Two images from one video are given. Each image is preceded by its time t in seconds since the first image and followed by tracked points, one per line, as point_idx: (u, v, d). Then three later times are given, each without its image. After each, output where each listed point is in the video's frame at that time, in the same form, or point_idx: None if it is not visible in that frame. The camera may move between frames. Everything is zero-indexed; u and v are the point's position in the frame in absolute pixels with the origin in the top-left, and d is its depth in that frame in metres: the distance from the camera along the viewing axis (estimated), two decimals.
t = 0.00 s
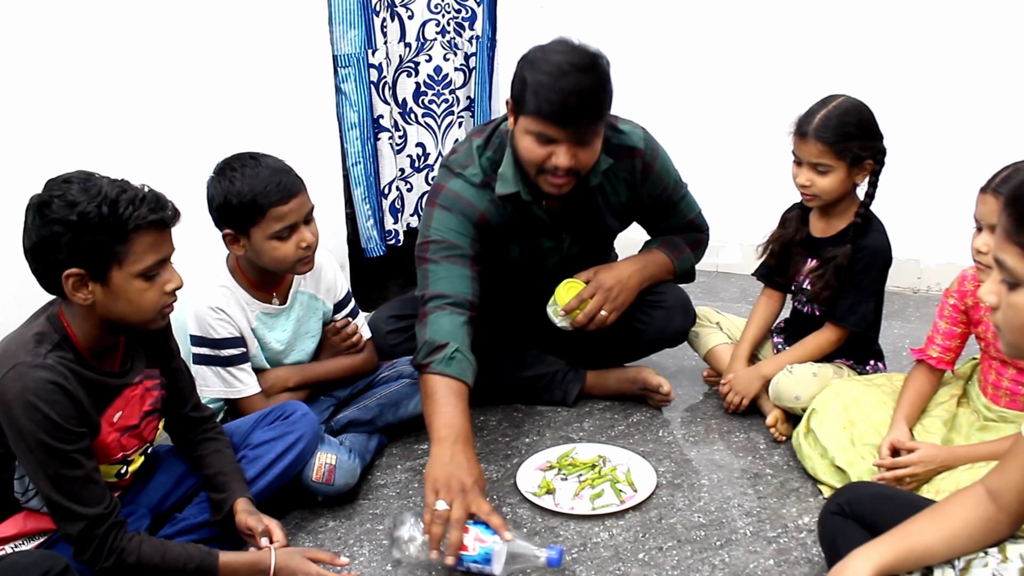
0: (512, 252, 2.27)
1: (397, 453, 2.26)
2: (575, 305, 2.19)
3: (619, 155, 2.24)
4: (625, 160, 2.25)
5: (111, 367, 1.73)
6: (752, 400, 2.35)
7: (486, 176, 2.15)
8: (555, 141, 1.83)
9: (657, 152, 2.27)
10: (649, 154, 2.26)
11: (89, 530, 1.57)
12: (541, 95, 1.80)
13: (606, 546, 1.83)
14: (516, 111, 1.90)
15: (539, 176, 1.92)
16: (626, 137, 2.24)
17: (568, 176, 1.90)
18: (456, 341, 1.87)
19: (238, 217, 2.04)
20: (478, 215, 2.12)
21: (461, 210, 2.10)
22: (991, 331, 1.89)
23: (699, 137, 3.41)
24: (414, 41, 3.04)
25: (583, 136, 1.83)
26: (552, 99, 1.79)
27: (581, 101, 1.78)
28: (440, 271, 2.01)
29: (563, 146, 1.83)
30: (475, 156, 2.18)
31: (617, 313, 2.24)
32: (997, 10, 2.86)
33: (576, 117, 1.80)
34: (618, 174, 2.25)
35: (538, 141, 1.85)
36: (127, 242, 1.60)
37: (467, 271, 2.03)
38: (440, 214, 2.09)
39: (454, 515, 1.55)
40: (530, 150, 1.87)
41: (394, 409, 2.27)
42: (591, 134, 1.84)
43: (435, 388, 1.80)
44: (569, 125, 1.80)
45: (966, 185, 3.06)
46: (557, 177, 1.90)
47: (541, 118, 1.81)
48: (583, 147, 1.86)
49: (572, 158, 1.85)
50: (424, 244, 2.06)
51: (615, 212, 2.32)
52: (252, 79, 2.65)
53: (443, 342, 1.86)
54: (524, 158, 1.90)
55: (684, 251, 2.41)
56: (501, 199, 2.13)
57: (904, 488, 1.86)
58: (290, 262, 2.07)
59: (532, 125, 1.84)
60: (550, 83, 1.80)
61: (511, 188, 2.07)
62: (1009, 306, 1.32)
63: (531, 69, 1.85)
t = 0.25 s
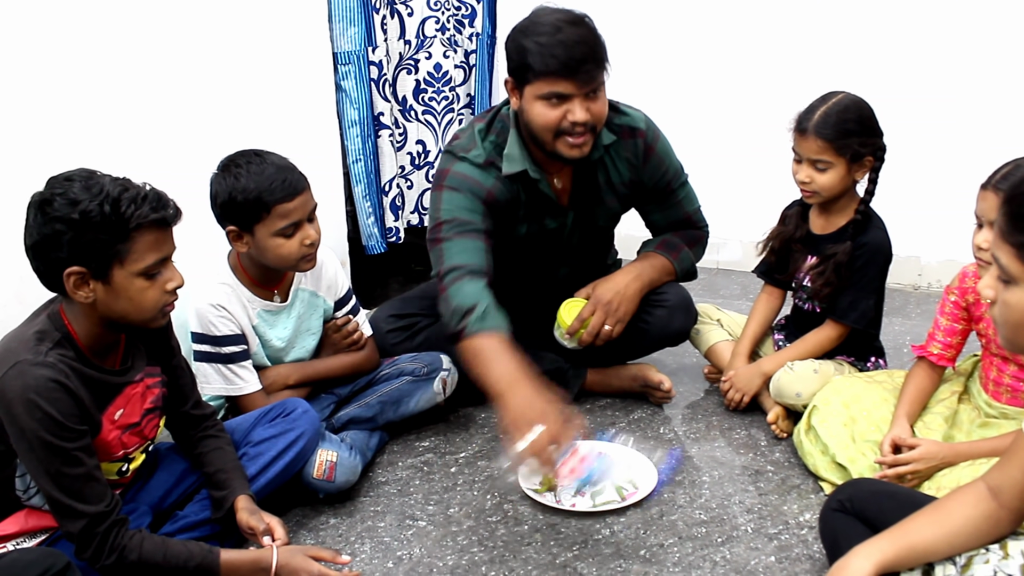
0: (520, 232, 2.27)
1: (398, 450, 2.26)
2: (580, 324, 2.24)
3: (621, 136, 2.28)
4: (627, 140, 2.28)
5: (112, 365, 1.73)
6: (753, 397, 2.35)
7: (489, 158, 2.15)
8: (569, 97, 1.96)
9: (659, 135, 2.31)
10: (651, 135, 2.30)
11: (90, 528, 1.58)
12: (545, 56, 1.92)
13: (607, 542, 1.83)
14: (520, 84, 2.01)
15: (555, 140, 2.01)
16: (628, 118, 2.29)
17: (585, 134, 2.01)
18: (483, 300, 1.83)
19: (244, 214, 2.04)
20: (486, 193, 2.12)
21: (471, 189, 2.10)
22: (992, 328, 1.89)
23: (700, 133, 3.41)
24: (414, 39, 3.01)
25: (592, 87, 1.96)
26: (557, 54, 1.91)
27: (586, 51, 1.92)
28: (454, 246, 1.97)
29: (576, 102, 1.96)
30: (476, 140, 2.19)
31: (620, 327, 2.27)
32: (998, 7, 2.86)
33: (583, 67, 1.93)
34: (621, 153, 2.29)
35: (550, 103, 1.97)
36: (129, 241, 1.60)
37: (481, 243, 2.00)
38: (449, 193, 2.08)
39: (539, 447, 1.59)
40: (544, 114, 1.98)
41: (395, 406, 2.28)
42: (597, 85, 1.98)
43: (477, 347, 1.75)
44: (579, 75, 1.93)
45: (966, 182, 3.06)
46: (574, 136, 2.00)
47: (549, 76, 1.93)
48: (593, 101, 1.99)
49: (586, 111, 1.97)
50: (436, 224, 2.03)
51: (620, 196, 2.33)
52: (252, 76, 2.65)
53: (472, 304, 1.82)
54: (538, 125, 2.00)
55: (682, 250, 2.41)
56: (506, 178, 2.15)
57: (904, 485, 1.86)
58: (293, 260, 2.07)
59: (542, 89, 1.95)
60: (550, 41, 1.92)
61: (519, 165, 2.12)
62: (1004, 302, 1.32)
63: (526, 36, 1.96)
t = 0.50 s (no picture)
0: (516, 217, 2.34)
1: (395, 449, 2.26)
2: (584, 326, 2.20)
3: (615, 128, 2.31)
4: (621, 132, 2.31)
5: (109, 364, 1.72)
6: (750, 396, 2.35)
7: (487, 141, 2.22)
8: (561, 86, 1.99)
9: (652, 129, 2.33)
10: (644, 128, 2.32)
11: (87, 526, 1.57)
12: (538, 45, 1.96)
13: (605, 541, 1.83)
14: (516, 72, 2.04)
15: (548, 128, 2.06)
16: (621, 111, 2.32)
17: (579, 122, 2.05)
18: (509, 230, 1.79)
19: (244, 211, 2.04)
20: (489, 167, 2.19)
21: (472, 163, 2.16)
22: (989, 326, 1.89)
23: (697, 131, 3.41)
24: (412, 37, 3.03)
25: (585, 76, 2.00)
26: (550, 43, 1.95)
27: (579, 40, 1.95)
28: (465, 206, 1.97)
29: (570, 90, 2.00)
30: (471, 125, 2.25)
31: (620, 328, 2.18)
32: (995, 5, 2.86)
33: (576, 56, 1.96)
34: (615, 145, 2.31)
35: (543, 91, 2.00)
36: (124, 239, 1.59)
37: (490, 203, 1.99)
38: (450, 167, 2.12)
39: (638, 289, 1.50)
40: (537, 103, 2.01)
41: (392, 405, 2.28)
42: (591, 74, 2.01)
43: (523, 260, 1.68)
44: (570, 65, 1.97)
45: (964, 181, 3.06)
46: (567, 124, 2.04)
47: (543, 65, 1.97)
48: (587, 89, 2.03)
49: (579, 100, 2.01)
50: (442, 193, 2.05)
51: (614, 188, 2.37)
52: (249, 74, 2.65)
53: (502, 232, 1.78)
54: (531, 114, 2.04)
55: (678, 246, 2.33)
56: (503, 164, 2.22)
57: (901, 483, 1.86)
58: (293, 256, 2.07)
59: (536, 77, 1.99)
60: (543, 30, 1.96)
61: (516, 153, 2.17)
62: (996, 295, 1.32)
63: (520, 24, 2.00)
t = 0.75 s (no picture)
0: (518, 213, 2.32)
1: (400, 449, 2.27)
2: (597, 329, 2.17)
3: (620, 126, 2.31)
4: (626, 131, 2.31)
5: (115, 363, 1.73)
6: (755, 397, 2.35)
7: (490, 137, 2.23)
8: (563, 81, 2.00)
9: (658, 128, 2.33)
10: (649, 127, 2.32)
11: (93, 526, 1.58)
12: (540, 39, 1.96)
13: (610, 542, 1.83)
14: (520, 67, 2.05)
15: (551, 124, 2.06)
16: (627, 110, 2.32)
17: (581, 118, 2.06)
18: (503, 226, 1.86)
19: (247, 211, 2.04)
20: (490, 162, 2.20)
21: (474, 158, 2.18)
22: (995, 327, 1.89)
23: (702, 133, 3.41)
24: (417, 38, 3.02)
25: (587, 71, 2.00)
26: (552, 37, 1.95)
27: (580, 35, 1.95)
28: (464, 202, 2.02)
29: (572, 85, 2.00)
30: (476, 120, 2.26)
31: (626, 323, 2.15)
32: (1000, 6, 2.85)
33: (578, 50, 1.96)
34: (620, 143, 2.31)
35: (546, 86, 2.01)
36: (126, 237, 1.60)
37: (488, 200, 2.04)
38: (452, 162, 2.15)
39: (621, 292, 1.54)
40: (539, 97, 2.02)
41: (397, 405, 2.28)
42: (593, 69, 2.01)
43: (514, 257, 1.75)
44: (572, 59, 1.97)
45: (969, 181, 3.06)
46: (570, 119, 2.05)
47: (545, 59, 1.98)
48: (590, 85, 2.03)
49: (581, 95, 2.02)
50: (443, 190, 2.09)
51: (618, 186, 2.36)
52: (254, 76, 2.66)
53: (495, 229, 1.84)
54: (534, 109, 2.05)
55: (682, 249, 2.34)
56: (506, 159, 2.23)
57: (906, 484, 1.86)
58: (298, 254, 2.08)
59: (539, 71, 2.00)
60: (546, 25, 1.96)
61: (518, 148, 2.19)
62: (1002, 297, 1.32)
63: (524, 20, 2.01)
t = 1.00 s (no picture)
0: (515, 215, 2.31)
1: (402, 448, 2.27)
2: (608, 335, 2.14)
3: (621, 124, 2.31)
4: (626, 129, 2.31)
5: (118, 363, 1.73)
6: (758, 395, 2.35)
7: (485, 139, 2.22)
8: (562, 79, 1.99)
9: (658, 125, 2.34)
10: (650, 125, 2.33)
11: (97, 526, 1.58)
12: (537, 37, 1.96)
13: (612, 540, 1.83)
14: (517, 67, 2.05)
15: (549, 122, 2.06)
16: (627, 107, 2.33)
17: (580, 115, 2.05)
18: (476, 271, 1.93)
19: (247, 209, 2.05)
20: (478, 175, 2.19)
21: (459, 172, 2.18)
22: (998, 323, 1.89)
23: (704, 130, 3.41)
24: (419, 36, 2.99)
25: (584, 68, 2.00)
26: (548, 36, 1.95)
27: (577, 31, 1.95)
28: (449, 232, 2.07)
29: (570, 83, 2.00)
30: (472, 122, 2.26)
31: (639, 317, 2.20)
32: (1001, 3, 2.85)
33: (575, 48, 1.96)
34: (620, 141, 2.31)
35: (544, 84, 2.01)
36: (123, 236, 1.60)
37: (476, 229, 2.09)
38: (444, 178, 2.17)
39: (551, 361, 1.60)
40: (538, 96, 2.02)
41: (400, 404, 2.28)
42: (591, 65, 2.01)
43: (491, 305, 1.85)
44: (570, 57, 1.97)
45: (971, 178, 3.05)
46: (568, 117, 2.05)
47: (542, 57, 1.97)
48: (588, 82, 2.03)
49: (579, 93, 2.01)
50: (433, 212, 2.13)
51: (620, 184, 2.35)
52: (255, 75, 2.66)
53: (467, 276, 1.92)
54: (532, 108, 2.05)
55: (686, 246, 2.39)
56: (500, 160, 2.21)
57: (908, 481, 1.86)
58: (300, 249, 2.07)
59: (536, 70, 2.00)
60: (542, 23, 1.96)
61: (515, 148, 2.18)
62: (1007, 293, 1.33)
63: (520, 18, 2.01)
